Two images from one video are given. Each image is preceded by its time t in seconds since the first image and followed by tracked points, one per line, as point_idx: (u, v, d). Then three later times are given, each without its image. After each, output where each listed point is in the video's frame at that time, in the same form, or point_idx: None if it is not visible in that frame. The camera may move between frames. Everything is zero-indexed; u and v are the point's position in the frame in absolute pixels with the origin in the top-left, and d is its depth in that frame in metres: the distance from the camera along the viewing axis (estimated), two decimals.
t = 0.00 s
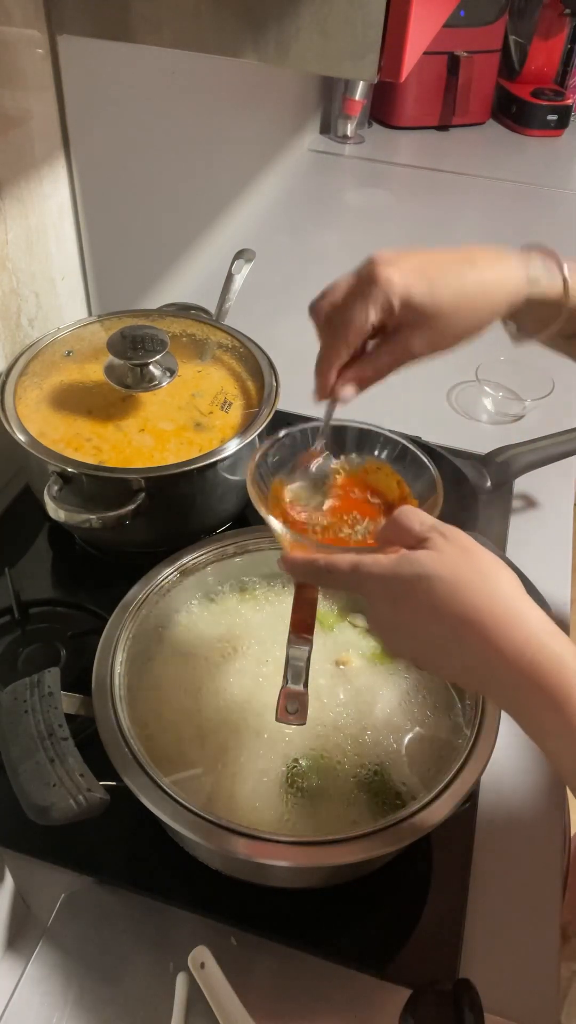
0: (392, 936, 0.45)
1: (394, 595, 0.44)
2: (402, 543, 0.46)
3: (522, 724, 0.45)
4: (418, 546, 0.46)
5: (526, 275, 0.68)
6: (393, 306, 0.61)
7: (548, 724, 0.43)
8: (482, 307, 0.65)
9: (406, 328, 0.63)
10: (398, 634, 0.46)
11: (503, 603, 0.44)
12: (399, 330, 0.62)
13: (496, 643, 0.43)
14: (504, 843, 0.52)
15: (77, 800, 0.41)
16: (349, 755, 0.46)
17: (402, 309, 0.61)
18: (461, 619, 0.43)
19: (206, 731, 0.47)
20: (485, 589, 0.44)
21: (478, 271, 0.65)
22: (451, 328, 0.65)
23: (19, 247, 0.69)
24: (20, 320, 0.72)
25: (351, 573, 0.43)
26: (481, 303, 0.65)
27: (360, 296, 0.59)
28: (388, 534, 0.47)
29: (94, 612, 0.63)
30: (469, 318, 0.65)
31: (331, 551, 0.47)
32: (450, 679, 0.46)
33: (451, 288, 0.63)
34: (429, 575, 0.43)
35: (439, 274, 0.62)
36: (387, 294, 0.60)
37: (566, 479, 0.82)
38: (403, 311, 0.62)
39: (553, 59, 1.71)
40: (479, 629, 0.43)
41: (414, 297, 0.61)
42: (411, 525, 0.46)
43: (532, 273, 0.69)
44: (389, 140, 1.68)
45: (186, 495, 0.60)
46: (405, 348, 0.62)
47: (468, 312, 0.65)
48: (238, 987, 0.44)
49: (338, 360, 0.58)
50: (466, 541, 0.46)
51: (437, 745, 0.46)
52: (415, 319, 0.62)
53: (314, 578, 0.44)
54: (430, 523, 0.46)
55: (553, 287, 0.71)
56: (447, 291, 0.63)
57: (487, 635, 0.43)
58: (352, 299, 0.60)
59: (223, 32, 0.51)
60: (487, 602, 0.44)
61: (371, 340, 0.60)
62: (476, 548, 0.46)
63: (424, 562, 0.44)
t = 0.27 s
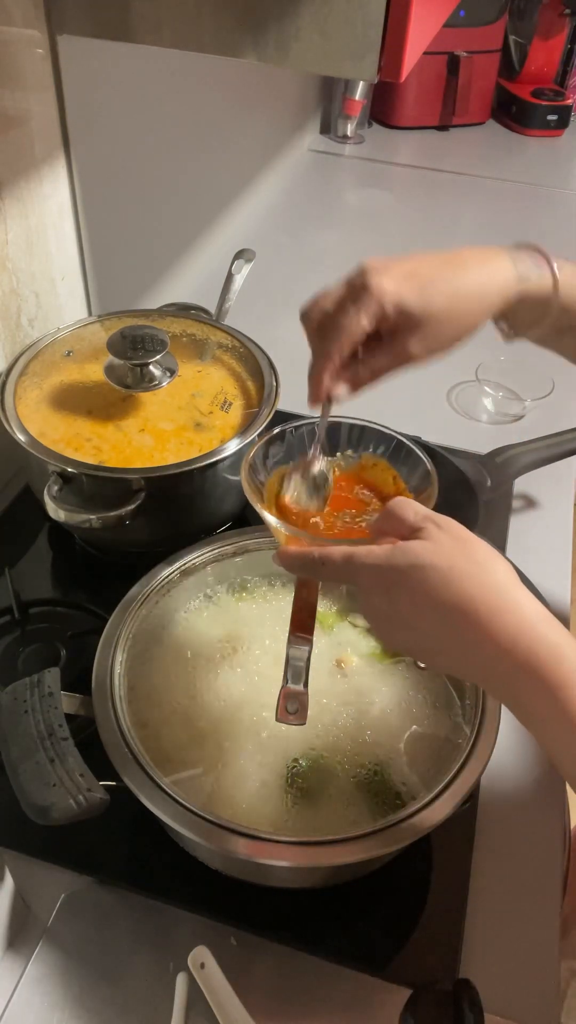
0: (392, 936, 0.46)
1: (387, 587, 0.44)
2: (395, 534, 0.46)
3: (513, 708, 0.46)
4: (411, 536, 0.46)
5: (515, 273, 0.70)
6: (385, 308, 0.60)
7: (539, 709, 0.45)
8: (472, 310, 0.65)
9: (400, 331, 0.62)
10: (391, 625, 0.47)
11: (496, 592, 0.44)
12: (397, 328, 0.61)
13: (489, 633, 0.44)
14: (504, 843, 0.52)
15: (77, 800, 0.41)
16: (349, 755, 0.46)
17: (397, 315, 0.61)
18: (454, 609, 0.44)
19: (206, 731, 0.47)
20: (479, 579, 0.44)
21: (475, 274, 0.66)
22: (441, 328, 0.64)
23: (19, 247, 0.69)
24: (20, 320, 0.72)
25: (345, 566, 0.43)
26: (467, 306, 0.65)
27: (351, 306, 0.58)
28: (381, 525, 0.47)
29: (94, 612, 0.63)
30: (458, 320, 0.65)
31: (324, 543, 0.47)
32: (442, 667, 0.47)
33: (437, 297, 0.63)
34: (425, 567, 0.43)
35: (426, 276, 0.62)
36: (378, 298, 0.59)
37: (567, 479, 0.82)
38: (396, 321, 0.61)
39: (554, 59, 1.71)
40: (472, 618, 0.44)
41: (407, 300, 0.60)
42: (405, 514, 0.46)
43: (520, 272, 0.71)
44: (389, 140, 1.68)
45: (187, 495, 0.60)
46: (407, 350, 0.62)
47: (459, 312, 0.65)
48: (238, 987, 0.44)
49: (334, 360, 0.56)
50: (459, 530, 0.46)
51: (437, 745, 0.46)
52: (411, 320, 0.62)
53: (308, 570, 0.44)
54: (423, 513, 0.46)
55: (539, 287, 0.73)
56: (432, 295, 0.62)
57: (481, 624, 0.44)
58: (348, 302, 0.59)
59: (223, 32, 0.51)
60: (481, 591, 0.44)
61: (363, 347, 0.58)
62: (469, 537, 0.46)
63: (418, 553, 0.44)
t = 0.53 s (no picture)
0: (391, 936, 0.45)
1: (383, 589, 0.44)
2: (390, 535, 0.46)
3: (510, 707, 0.46)
4: (407, 538, 0.45)
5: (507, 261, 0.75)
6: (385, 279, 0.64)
7: (535, 708, 0.45)
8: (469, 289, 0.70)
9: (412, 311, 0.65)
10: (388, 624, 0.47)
11: (493, 594, 0.44)
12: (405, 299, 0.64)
13: (486, 635, 0.44)
14: (503, 842, 0.52)
15: (77, 800, 0.41)
16: (349, 755, 0.46)
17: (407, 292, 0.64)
18: (450, 611, 0.44)
19: (206, 731, 0.47)
20: (476, 581, 0.44)
21: (469, 251, 0.70)
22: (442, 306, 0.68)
23: (19, 247, 0.69)
24: (20, 320, 0.72)
25: (339, 569, 0.43)
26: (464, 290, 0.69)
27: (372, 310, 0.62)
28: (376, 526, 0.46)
29: (94, 612, 0.63)
30: (458, 291, 0.69)
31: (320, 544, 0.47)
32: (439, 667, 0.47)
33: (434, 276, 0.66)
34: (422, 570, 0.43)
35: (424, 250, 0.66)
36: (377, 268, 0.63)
37: (567, 479, 0.82)
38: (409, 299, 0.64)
39: (554, 59, 1.71)
40: (468, 621, 0.44)
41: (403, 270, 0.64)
42: (399, 515, 0.46)
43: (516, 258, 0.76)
44: (389, 140, 1.68)
45: (187, 495, 0.60)
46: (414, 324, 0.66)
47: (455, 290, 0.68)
48: (238, 988, 0.44)
49: (364, 334, 0.58)
50: (456, 532, 0.45)
51: (437, 745, 0.46)
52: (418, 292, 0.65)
53: (304, 572, 0.44)
54: (418, 514, 0.46)
55: (536, 269, 0.77)
56: (432, 273, 0.66)
57: (477, 627, 0.44)
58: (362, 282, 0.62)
59: (223, 32, 0.51)
60: (477, 595, 0.44)
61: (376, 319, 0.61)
62: (465, 538, 0.46)
63: (414, 556, 0.43)
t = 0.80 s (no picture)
0: (392, 936, 0.46)
1: (386, 579, 0.44)
2: (394, 525, 0.46)
3: (511, 694, 0.46)
4: (410, 528, 0.45)
5: (484, 292, 0.77)
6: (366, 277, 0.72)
7: (535, 694, 0.45)
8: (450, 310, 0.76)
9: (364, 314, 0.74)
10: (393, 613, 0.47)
11: (497, 584, 0.44)
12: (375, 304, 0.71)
13: (489, 625, 0.44)
14: (503, 842, 0.52)
15: (77, 800, 0.41)
16: (349, 754, 0.46)
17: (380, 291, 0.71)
18: (454, 601, 0.44)
19: (206, 731, 0.47)
20: (480, 572, 0.44)
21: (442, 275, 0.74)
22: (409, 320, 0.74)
23: (19, 247, 0.69)
24: (20, 320, 0.72)
25: (343, 559, 0.44)
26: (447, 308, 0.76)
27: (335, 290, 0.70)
28: (380, 516, 0.46)
29: (94, 612, 0.63)
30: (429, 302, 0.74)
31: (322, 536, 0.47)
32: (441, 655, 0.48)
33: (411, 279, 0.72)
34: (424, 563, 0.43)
35: (411, 258, 0.73)
36: (360, 262, 0.71)
37: (567, 479, 0.82)
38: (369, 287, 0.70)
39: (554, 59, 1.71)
40: (471, 611, 0.44)
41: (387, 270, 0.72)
42: (402, 506, 0.45)
43: (490, 289, 0.78)
44: (389, 140, 1.68)
45: (187, 495, 0.60)
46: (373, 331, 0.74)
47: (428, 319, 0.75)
48: (238, 987, 0.44)
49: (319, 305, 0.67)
50: (460, 522, 0.45)
51: (436, 744, 0.46)
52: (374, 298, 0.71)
53: (308, 561, 0.45)
54: (421, 504, 0.45)
55: (508, 303, 0.78)
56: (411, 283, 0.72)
57: (479, 617, 0.44)
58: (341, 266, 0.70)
59: (223, 32, 0.51)
60: (480, 586, 0.44)
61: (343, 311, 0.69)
62: (469, 529, 0.45)
63: (417, 546, 0.43)
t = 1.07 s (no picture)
0: (392, 937, 0.45)
1: (382, 577, 0.44)
2: (387, 523, 0.46)
3: (505, 691, 0.46)
4: (405, 526, 0.46)
5: (483, 298, 0.77)
6: (364, 276, 0.72)
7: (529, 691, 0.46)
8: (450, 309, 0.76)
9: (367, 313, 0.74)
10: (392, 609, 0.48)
11: (492, 581, 0.44)
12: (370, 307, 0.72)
13: (483, 623, 0.44)
14: (504, 842, 0.52)
15: (77, 800, 0.41)
16: (349, 754, 0.46)
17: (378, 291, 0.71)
18: (450, 598, 0.44)
19: (206, 731, 0.47)
20: (473, 569, 0.44)
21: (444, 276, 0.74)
22: (404, 321, 0.74)
23: (19, 247, 0.69)
24: (20, 320, 0.72)
25: (339, 556, 0.44)
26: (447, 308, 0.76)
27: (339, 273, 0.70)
28: (374, 514, 0.47)
29: (94, 613, 0.63)
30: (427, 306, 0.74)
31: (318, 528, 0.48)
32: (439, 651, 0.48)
33: (412, 283, 0.72)
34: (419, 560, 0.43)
35: (409, 260, 0.73)
36: (359, 262, 0.71)
37: (567, 479, 0.82)
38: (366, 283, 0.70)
39: (554, 59, 1.71)
40: (467, 608, 0.44)
41: (384, 270, 0.72)
42: (397, 504, 0.46)
43: (490, 294, 0.78)
44: (389, 140, 1.68)
45: (187, 495, 0.60)
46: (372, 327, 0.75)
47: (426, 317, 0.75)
48: (238, 988, 0.44)
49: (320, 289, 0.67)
50: (453, 520, 0.45)
51: (437, 745, 0.46)
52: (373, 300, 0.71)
53: (304, 559, 0.45)
54: (415, 503, 0.46)
55: (508, 306, 0.78)
56: (408, 287, 0.72)
57: (475, 614, 0.44)
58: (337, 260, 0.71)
59: (223, 33, 0.51)
60: (474, 583, 0.44)
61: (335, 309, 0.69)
62: (462, 526, 0.45)
63: (413, 544, 0.44)
